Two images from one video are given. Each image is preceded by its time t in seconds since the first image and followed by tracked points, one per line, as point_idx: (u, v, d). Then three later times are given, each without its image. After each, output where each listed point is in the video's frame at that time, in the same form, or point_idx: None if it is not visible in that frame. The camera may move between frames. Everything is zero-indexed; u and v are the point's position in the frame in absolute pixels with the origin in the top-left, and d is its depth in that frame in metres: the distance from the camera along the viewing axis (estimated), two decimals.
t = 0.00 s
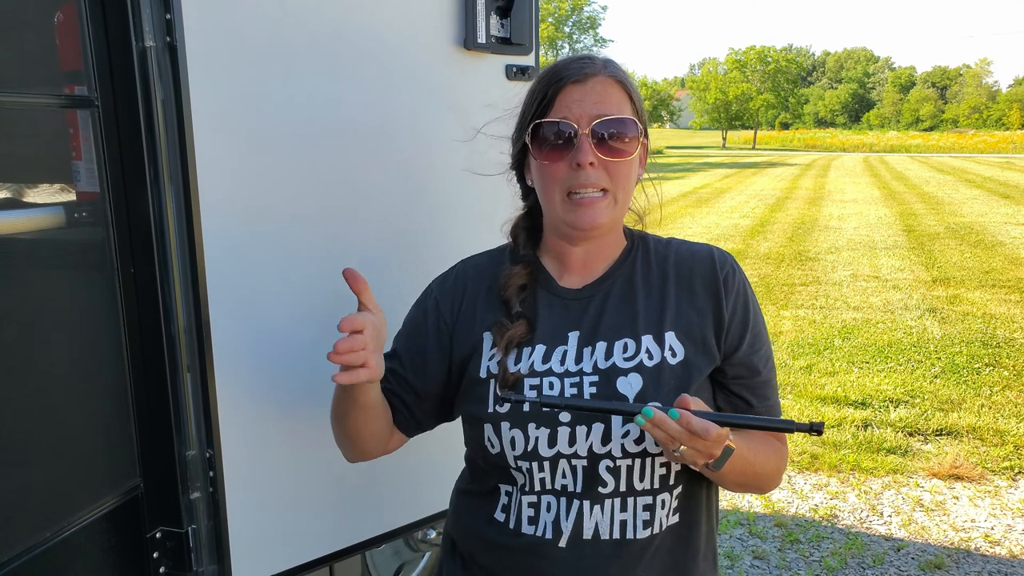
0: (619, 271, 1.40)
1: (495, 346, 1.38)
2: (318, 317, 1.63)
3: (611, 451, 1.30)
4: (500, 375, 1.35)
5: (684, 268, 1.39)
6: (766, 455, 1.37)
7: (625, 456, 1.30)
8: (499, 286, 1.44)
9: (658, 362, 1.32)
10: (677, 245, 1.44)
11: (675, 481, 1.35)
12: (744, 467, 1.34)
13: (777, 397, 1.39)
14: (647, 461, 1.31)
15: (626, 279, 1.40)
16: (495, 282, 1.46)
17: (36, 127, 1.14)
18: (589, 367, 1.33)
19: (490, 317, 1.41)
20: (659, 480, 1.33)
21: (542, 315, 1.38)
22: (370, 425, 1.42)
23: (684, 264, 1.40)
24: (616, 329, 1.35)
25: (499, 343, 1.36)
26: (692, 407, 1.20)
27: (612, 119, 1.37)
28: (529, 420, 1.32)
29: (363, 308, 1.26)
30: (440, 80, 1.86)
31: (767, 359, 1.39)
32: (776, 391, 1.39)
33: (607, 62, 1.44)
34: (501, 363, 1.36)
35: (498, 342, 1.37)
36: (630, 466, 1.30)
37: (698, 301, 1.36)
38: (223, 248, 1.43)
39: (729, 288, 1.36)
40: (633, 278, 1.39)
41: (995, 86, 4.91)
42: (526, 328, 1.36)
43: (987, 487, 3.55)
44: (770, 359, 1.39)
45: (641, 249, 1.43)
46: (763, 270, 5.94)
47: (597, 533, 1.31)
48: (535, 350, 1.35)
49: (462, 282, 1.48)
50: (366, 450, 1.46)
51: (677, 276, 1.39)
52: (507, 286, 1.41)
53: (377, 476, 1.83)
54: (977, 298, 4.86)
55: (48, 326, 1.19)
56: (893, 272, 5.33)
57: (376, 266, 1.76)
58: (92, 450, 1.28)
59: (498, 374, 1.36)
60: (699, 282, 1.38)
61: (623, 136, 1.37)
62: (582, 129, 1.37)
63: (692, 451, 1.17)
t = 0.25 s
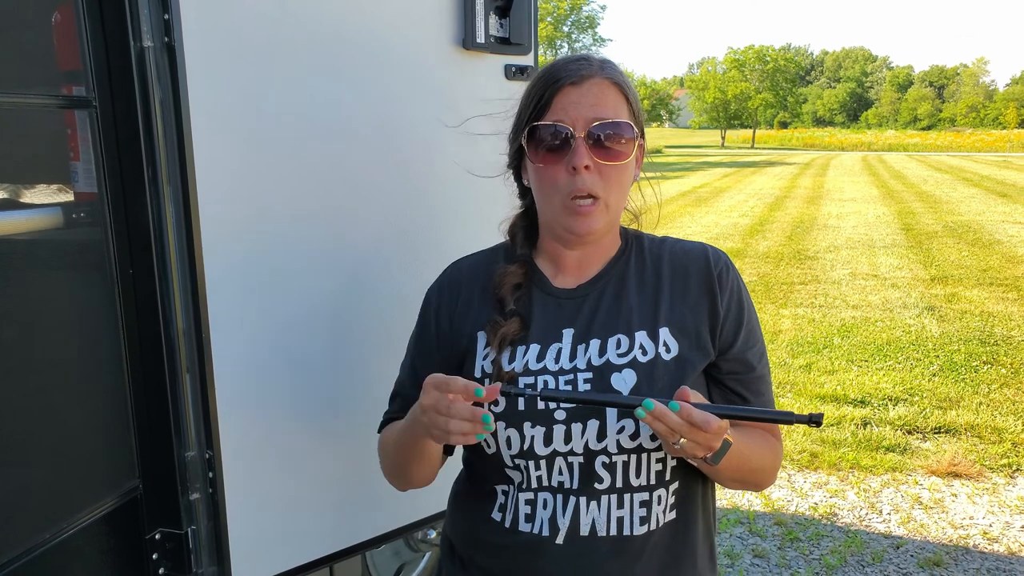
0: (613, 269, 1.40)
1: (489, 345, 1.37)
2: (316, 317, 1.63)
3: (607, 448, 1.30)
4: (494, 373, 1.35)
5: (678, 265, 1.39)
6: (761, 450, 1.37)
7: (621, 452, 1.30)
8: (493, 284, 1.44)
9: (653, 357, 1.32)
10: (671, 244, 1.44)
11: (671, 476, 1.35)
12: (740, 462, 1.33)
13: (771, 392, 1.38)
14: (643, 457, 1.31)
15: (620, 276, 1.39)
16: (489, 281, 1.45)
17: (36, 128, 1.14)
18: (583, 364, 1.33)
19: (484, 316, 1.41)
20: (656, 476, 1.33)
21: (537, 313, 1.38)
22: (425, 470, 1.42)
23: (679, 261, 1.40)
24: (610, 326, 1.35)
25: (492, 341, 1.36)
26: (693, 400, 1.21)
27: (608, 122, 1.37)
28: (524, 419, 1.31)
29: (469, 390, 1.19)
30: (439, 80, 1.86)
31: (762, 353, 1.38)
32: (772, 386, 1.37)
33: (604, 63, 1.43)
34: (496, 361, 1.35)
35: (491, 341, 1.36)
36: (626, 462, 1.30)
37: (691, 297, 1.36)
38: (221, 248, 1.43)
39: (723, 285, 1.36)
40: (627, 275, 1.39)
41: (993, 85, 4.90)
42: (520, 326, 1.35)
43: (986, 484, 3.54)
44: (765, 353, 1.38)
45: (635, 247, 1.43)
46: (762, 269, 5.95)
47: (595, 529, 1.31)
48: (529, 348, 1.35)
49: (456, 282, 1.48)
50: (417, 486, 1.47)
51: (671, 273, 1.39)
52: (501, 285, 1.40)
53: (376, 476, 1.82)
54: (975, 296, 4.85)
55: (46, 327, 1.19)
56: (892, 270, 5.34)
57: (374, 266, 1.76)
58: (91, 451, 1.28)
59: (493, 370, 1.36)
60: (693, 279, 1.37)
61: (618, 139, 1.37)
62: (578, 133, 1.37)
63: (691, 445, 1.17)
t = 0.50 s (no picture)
0: (612, 269, 1.40)
1: (489, 341, 1.38)
2: (317, 317, 1.63)
3: (606, 447, 1.30)
4: (495, 368, 1.35)
5: (678, 266, 1.40)
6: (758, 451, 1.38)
7: (620, 451, 1.30)
8: (494, 280, 1.44)
9: (652, 357, 1.33)
10: (671, 244, 1.45)
11: (670, 476, 1.35)
12: (736, 462, 1.34)
13: (768, 393, 1.38)
14: (642, 456, 1.31)
15: (620, 276, 1.40)
16: (490, 277, 1.46)
17: (35, 128, 1.14)
18: (583, 363, 1.33)
19: (485, 312, 1.42)
20: (654, 475, 1.33)
21: (537, 309, 1.38)
22: (430, 469, 1.42)
23: (679, 261, 1.40)
24: (611, 326, 1.35)
25: (492, 334, 1.36)
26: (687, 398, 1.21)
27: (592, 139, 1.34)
28: (524, 418, 1.32)
29: (491, 388, 1.20)
30: (438, 79, 1.86)
31: (761, 354, 1.39)
32: (769, 387, 1.38)
33: (592, 71, 1.38)
34: (496, 357, 1.36)
35: (491, 334, 1.37)
36: (625, 462, 1.31)
37: (691, 298, 1.37)
38: (221, 247, 1.43)
39: (722, 285, 1.36)
40: (626, 275, 1.39)
41: (991, 83, 4.86)
42: (521, 320, 1.36)
43: (985, 484, 3.54)
44: (763, 355, 1.39)
45: (635, 247, 1.43)
46: (761, 268, 5.97)
47: (593, 528, 1.31)
48: (529, 346, 1.35)
49: (457, 279, 1.48)
50: (420, 485, 1.47)
51: (671, 274, 1.39)
52: (503, 279, 1.41)
53: (376, 476, 1.83)
54: (973, 295, 4.86)
55: (46, 328, 1.19)
56: (891, 270, 5.38)
57: (374, 265, 1.76)
58: (90, 451, 1.28)
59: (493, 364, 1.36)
60: (693, 279, 1.38)
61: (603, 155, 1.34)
62: (561, 152, 1.35)
63: (683, 442, 1.18)
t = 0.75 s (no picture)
0: (612, 267, 1.41)
1: (488, 342, 1.38)
2: (317, 317, 1.63)
3: (605, 446, 1.31)
4: (493, 368, 1.36)
5: (678, 264, 1.40)
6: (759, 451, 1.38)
7: (618, 450, 1.31)
8: (493, 279, 1.45)
9: (651, 356, 1.33)
10: (670, 243, 1.45)
11: (669, 474, 1.36)
12: (737, 459, 1.34)
13: (769, 391, 1.38)
14: (641, 455, 1.32)
15: (619, 275, 1.40)
16: (489, 276, 1.46)
17: (36, 129, 1.14)
18: (582, 362, 1.33)
19: (483, 311, 1.42)
20: (654, 473, 1.34)
21: (536, 309, 1.39)
22: (433, 470, 1.42)
23: (679, 259, 1.41)
24: (609, 325, 1.36)
25: (490, 336, 1.37)
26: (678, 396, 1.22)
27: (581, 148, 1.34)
28: (523, 416, 1.32)
29: (490, 387, 1.21)
30: (438, 80, 1.87)
31: (762, 352, 1.38)
32: (770, 385, 1.37)
33: (585, 79, 1.38)
34: (494, 358, 1.36)
35: (489, 335, 1.37)
36: (624, 460, 1.31)
37: (691, 297, 1.37)
38: (222, 247, 1.44)
39: (722, 283, 1.36)
40: (625, 274, 1.40)
41: (991, 83, 4.88)
42: (518, 321, 1.37)
43: (985, 484, 3.55)
44: (764, 353, 1.38)
45: (635, 246, 1.43)
46: (761, 268, 5.99)
47: (593, 527, 1.32)
48: (527, 345, 1.36)
49: (457, 279, 1.48)
50: (422, 485, 1.47)
51: (670, 273, 1.40)
52: (501, 280, 1.41)
53: (376, 475, 1.83)
54: (974, 294, 4.89)
55: (48, 327, 1.20)
56: (891, 270, 5.41)
57: (374, 265, 1.76)
58: (91, 450, 1.29)
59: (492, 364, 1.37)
60: (692, 278, 1.38)
61: (593, 166, 1.33)
62: (550, 160, 1.35)
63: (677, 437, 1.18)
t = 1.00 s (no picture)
0: (613, 266, 1.41)
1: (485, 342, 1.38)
2: (318, 317, 1.64)
3: (604, 444, 1.31)
4: (491, 368, 1.37)
5: (679, 264, 1.41)
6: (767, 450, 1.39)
7: (618, 448, 1.32)
8: (491, 279, 1.45)
9: (651, 355, 1.34)
10: (672, 243, 1.46)
11: (668, 473, 1.36)
12: (743, 455, 1.34)
13: (772, 390, 1.38)
14: (640, 454, 1.33)
15: (619, 274, 1.40)
16: (488, 275, 1.46)
17: (39, 128, 1.15)
18: (582, 360, 1.34)
19: (481, 310, 1.42)
20: (652, 472, 1.34)
21: (535, 309, 1.39)
22: (435, 468, 1.43)
23: (680, 259, 1.41)
24: (610, 324, 1.36)
25: (488, 340, 1.37)
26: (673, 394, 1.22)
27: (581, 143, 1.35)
28: (522, 415, 1.33)
29: (480, 387, 1.21)
30: (439, 81, 1.87)
31: (766, 353, 1.39)
32: (772, 382, 1.38)
33: (585, 75, 1.39)
34: (493, 358, 1.37)
35: (487, 339, 1.37)
36: (623, 459, 1.32)
37: (692, 296, 1.37)
38: (224, 247, 1.44)
39: (725, 283, 1.37)
40: (625, 273, 1.40)
41: (991, 85, 4.87)
42: (517, 324, 1.37)
43: (985, 485, 3.55)
44: (768, 353, 1.39)
45: (636, 246, 1.44)
46: (761, 269, 6.01)
47: (592, 525, 1.32)
48: (527, 343, 1.37)
49: (456, 277, 1.49)
50: (426, 482, 1.48)
51: (672, 272, 1.40)
52: (499, 282, 1.41)
53: (377, 475, 1.84)
54: (974, 297, 4.89)
55: (50, 326, 1.20)
56: (891, 272, 5.41)
57: (375, 266, 1.77)
58: (93, 449, 1.29)
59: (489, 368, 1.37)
60: (693, 277, 1.39)
61: (594, 161, 1.34)
62: (551, 155, 1.36)
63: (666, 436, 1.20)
